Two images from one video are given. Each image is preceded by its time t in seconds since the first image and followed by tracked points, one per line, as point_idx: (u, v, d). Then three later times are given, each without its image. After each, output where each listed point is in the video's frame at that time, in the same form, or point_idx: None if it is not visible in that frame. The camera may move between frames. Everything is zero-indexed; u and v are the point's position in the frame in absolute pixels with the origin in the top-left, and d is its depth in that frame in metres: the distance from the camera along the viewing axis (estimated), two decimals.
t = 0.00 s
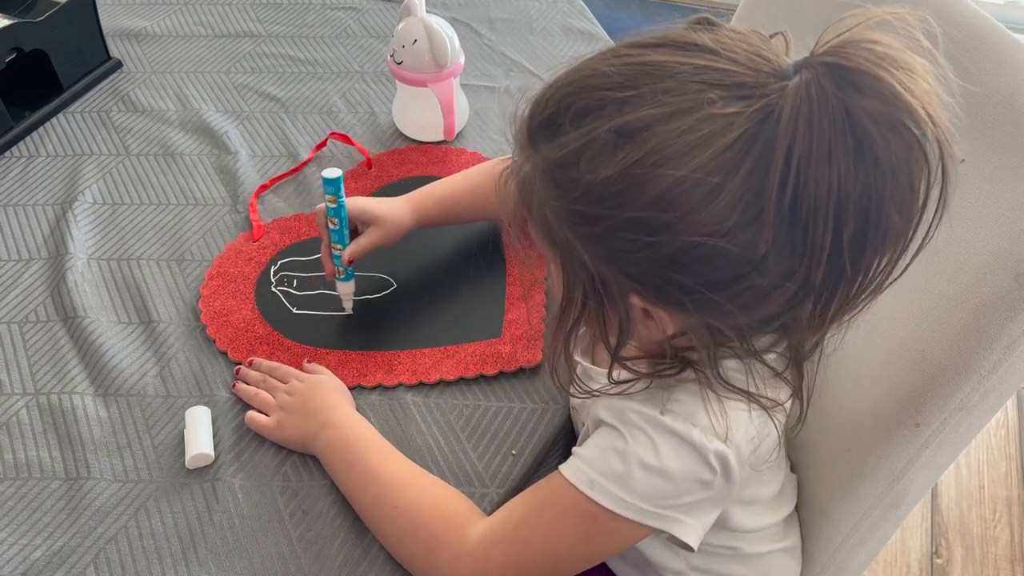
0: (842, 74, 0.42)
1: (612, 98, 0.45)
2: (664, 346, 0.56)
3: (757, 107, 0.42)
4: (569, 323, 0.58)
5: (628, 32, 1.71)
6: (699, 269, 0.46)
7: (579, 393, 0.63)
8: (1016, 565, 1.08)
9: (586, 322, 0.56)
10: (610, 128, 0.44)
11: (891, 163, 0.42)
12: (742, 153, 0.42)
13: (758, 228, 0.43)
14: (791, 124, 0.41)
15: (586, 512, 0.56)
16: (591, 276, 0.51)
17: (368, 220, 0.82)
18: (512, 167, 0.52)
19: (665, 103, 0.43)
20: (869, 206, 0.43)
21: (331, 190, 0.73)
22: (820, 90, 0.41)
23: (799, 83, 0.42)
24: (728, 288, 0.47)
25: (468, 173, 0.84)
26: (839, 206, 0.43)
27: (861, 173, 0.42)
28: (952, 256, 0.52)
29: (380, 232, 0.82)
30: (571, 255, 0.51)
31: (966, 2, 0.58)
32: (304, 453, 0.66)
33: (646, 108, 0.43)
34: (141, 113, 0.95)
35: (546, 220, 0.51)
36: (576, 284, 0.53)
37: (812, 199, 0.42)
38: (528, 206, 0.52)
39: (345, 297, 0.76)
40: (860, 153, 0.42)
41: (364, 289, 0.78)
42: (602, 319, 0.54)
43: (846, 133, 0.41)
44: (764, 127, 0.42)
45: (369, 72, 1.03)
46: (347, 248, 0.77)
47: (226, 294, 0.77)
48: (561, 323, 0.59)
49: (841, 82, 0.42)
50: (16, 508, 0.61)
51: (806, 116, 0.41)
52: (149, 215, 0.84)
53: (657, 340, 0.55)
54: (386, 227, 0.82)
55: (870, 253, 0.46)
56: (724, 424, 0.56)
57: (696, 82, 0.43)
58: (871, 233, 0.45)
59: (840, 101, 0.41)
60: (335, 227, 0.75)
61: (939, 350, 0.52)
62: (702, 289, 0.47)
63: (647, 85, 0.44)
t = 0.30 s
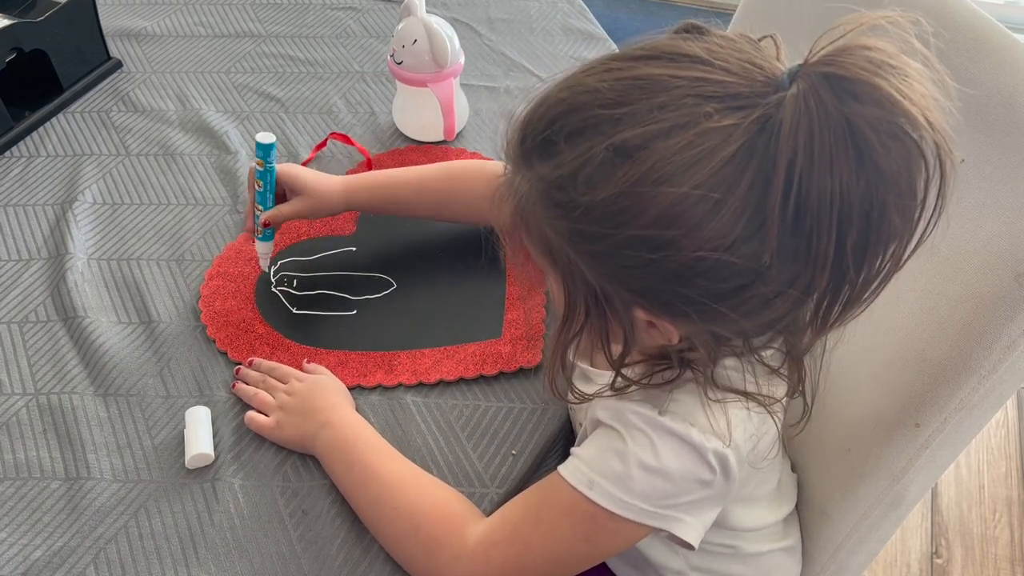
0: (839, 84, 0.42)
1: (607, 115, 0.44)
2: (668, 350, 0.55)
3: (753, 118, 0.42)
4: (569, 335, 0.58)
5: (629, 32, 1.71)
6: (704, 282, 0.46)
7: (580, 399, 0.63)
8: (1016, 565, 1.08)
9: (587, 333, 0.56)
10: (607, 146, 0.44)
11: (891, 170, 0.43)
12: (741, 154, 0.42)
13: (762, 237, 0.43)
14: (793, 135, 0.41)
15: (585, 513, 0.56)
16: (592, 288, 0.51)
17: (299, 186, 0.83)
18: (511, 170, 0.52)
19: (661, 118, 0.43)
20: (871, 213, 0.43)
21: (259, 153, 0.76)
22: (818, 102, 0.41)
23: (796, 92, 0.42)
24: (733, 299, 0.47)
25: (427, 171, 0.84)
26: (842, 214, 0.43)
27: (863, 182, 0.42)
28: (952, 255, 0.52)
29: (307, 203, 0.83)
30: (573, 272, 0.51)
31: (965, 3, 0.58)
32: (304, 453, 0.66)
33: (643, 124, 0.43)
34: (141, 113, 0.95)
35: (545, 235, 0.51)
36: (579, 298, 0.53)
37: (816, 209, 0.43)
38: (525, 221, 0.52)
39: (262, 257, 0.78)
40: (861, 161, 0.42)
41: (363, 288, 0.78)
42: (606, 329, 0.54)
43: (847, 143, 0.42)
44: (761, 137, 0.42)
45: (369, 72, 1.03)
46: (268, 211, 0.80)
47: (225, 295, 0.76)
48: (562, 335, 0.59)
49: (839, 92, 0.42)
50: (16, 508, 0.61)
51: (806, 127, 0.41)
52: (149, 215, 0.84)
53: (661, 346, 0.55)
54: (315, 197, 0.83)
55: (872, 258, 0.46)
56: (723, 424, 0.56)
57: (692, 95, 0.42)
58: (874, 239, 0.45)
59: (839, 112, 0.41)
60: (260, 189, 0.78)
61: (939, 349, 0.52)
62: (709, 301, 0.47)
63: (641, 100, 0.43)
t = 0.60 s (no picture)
0: (836, 87, 0.42)
1: (604, 122, 0.44)
2: (670, 352, 0.55)
3: (751, 123, 0.42)
4: (571, 342, 0.58)
5: (628, 32, 1.71)
6: (705, 288, 0.46)
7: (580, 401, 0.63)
8: (1016, 565, 1.08)
9: (588, 338, 0.56)
10: (604, 154, 0.44)
11: (891, 172, 0.42)
12: (739, 155, 0.42)
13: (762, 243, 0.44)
14: (790, 138, 0.41)
15: (585, 514, 0.56)
16: (592, 295, 0.51)
17: (305, 183, 0.84)
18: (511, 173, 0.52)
19: (659, 125, 0.43)
20: (871, 215, 0.43)
21: (263, 151, 0.77)
22: (815, 106, 0.41)
23: (794, 97, 0.41)
24: (733, 304, 0.47)
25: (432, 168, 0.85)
26: (842, 218, 0.43)
27: (862, 185, 0.42)
28: (951, 255, 0.52)
29: (313, 199, 0.83)
30: (573, 279, 0.51)
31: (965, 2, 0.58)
32: (304, 453, 0.66)
33: (640, 131, 0.43)
34: (141, 113, 0.95)
35: (545, 244, 0.51)
36: (580, 305, 0.53)
37: (814, 213, 0.42)
38: (525, 230, 0.52)
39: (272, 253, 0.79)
40: (860, 164, 0.42)
41: (363, 288, 0.78)
42: (607, 335, 0.54)
43: (845, 146, 0.41)
44: (759, 142, 0.42)
45: (369, 72, 1.03)
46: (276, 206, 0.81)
47: (226, 296, 0.76)
48: (562, 342, 0.59)
49: (835, 95, 0.41)
50: (16, 508, 0.61)
51: (803, 132, 0.41)
52: (149, 215, 0.84)
53: (663, 348, 0.55)
54: (321, 194, 0.84)
55: (873, 260, 0.46)
56: (724, 425, 0.56)
57: (688, 101, 0.42)
58: (874, 241, 0.45)
59: (836, 115, 0.41)
60: (266, 185, 0.80)
61: (940, 349, 0.52)
62: (710, 307, 0.47)
63: (638, 107, 0.43)
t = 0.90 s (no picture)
0: (842, 98, 0.41)
1: (608, 130, 0.44)
2: (674, 356, 0.55)
3: (756, 132, 0.41)
4: (575, 347, 0.58)
5: (628, 33, 1.71)
6: (709, 298, 0.46)
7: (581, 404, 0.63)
8: (1016, 565, 1.08)
9: (593, 343, 0.56)
10: (609, 162, 0.44)
11: (897, 185, 0.42)
12: (745, 163, 0.42)
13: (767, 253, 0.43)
14: (796, 148, 0.41)
15: (585, 515, 0.56)
16: (598, 301, 0.51)
17: (337, 171, 0.85)
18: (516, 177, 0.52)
19: (663, 133, 0.42)
20: (876, 227, 0.43)
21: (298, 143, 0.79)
22: (821, 117, 0.41)
23: (799, 107, 0.41)
24: (738, 313, 0.47)
25: (464, 160, 0.86)
26: (846, 229, 0.43)
27: (867, 197, 0.42)
28: (951, 256, 0.52)
29: (344, 188, 0.85)
30: (578, 286, 0.51)
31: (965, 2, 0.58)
32: (304, 454, 0.66)
33: (644, 140, 0.43)
34: (141, 113, 0.95)
35: (549, 248, 0.51)
36: (585, 310, 0.53)
37: (819, 223, 0.42)
38: (531, 234, 0.52)
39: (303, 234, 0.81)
40: (865, 176, 0.42)
41: (363, 288, 0.78)
42: (611, 341, 0.54)
43: (851, 158, 0.41)
44: (763, 153, 0.41)
45: (369, 73, 1.03)
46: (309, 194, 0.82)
47: (227, 296, 0.76)
48: (565, 346, 0.59)
49: (842, 107, 0.41)
50: (16, 508, 0.61)
51: (808, 143, 0.41)
52: (149, 215, 0.84)
53: (668, 353, 0.55)
54: (352, 183, 0.85)
55: (879, 271, 0.46)
56: (726, 435, 0.56)
57: (693, 109, 0.42)
58: (879, 252, 0.45)
59: (842, 127, 0.41)
60: (300, 175, 0.81)
61: (939, 349, 0.52)
62: (715, 316, 0.47)
63: (642, 114, 0.43)
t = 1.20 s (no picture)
0: (846, 108, 0.41)
1: (611, 136, 0.44)
2: (678, 360, 0.55)
3: (760, 138, 0.41)
4: (580, 351, 0.58)
5: (628, 34, 1.72)
6: (711, 304, 0.46)
7: (581, 405, 0.63)
8: (1016, 565, 1.08)
9: (597, 346, 0.56)
10: (611, 168, 0.44)
11: (901, 193, 0.42)
12: (747, 169, 0.41)
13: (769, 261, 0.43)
14: (799, 156, 0.41)
15: (586, 515, 0.56)
16: (601, 307, 0.51)
17: (382, 161, 0.88)
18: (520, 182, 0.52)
19: (666, 140, 0.42)
20: (880, 237, 0.43)
21: (349, 133, 0.81)
22: (824, 126, 0.41)
23: (802, 114, 0.41)
24: (740, 319, 0.47)
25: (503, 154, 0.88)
26: (849, 238, 0.43)
27: (871, 206, 0.42)
28: (951, 256, 0.52)
29: (387, 179, 0.87)
30: (580, 288, 0.51)
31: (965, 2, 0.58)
32: (304, 453, 0.66)
33: (646, 147, 0.43)
34: (141, 113, 0.95)
35: (551, 251, 0.51)
36: (589, 315, 0.53)
37: (821, 231, 0.42)
38: (535, 238, 0.52)
39: (345, 222, 0.83)
40: (868, 184, 0.41)
41: (364, 288, 0.78)
42: (615, 347, 0.54)
43: (854, 167, 0.41)
44: (766, 159, 0.41)
45: (369, 72, 1.03)
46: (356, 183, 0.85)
47: (228, 295, 0.76)
48: (569, 350, 0.59)
49: (846, 116, 0.41)
50: (16, 508, 0.61)
51: (810, 152, 0.41)
52: (149, 215, 0.84)
53: (672, 355, 0.54)
54: (395, 174, 0.87)
55: (882, 279, 0.45)
56: (733, 437, 0.56)
57: (696, 116, 0.42)
58: (883, 261, 0.44)
59: (845, 136, 0.41)
60: (348, 165, 0.83)
61: (939, 350, 0.52)
62: (717, 322, 0.47)
63: (644, 120, 0.43)
